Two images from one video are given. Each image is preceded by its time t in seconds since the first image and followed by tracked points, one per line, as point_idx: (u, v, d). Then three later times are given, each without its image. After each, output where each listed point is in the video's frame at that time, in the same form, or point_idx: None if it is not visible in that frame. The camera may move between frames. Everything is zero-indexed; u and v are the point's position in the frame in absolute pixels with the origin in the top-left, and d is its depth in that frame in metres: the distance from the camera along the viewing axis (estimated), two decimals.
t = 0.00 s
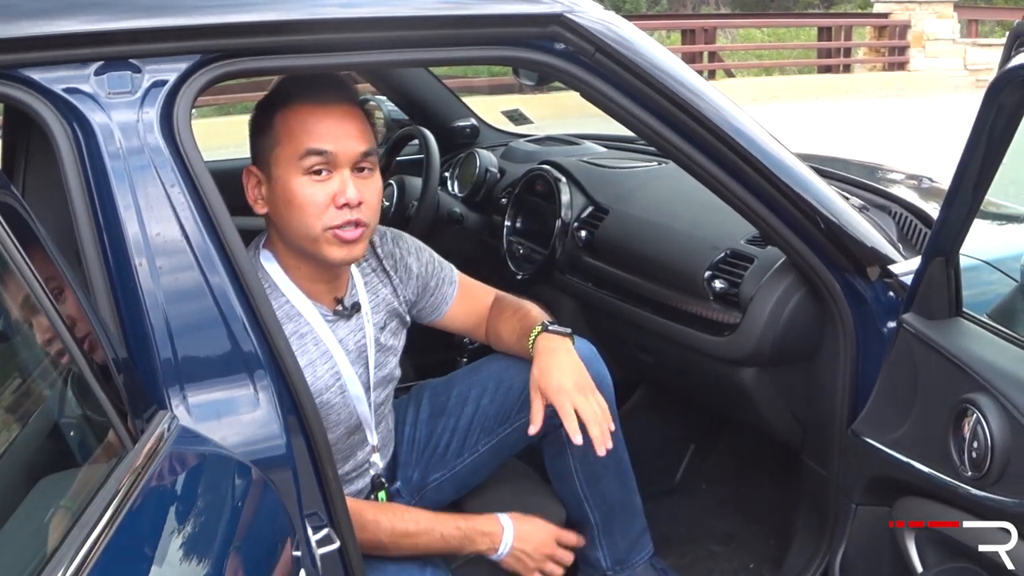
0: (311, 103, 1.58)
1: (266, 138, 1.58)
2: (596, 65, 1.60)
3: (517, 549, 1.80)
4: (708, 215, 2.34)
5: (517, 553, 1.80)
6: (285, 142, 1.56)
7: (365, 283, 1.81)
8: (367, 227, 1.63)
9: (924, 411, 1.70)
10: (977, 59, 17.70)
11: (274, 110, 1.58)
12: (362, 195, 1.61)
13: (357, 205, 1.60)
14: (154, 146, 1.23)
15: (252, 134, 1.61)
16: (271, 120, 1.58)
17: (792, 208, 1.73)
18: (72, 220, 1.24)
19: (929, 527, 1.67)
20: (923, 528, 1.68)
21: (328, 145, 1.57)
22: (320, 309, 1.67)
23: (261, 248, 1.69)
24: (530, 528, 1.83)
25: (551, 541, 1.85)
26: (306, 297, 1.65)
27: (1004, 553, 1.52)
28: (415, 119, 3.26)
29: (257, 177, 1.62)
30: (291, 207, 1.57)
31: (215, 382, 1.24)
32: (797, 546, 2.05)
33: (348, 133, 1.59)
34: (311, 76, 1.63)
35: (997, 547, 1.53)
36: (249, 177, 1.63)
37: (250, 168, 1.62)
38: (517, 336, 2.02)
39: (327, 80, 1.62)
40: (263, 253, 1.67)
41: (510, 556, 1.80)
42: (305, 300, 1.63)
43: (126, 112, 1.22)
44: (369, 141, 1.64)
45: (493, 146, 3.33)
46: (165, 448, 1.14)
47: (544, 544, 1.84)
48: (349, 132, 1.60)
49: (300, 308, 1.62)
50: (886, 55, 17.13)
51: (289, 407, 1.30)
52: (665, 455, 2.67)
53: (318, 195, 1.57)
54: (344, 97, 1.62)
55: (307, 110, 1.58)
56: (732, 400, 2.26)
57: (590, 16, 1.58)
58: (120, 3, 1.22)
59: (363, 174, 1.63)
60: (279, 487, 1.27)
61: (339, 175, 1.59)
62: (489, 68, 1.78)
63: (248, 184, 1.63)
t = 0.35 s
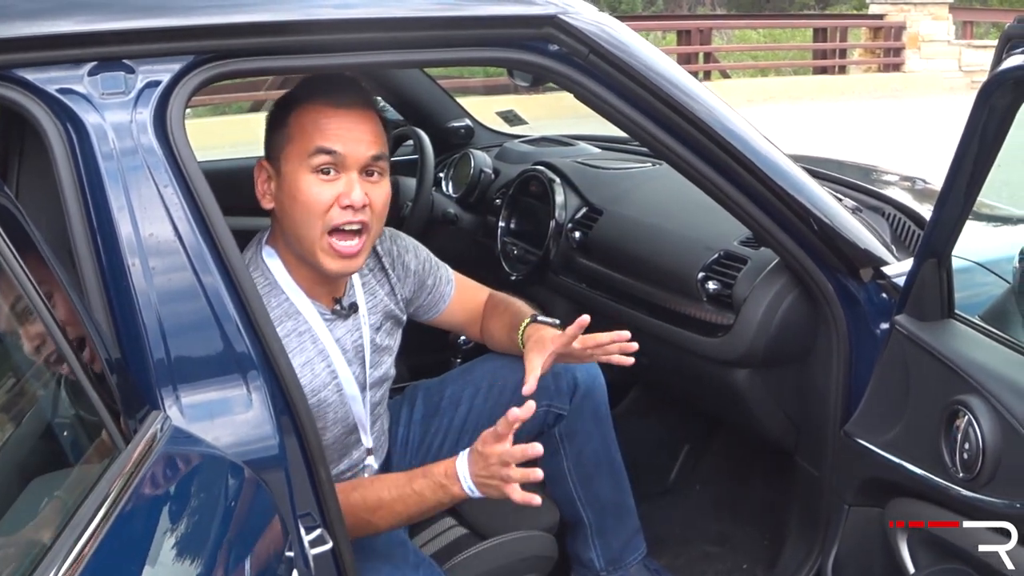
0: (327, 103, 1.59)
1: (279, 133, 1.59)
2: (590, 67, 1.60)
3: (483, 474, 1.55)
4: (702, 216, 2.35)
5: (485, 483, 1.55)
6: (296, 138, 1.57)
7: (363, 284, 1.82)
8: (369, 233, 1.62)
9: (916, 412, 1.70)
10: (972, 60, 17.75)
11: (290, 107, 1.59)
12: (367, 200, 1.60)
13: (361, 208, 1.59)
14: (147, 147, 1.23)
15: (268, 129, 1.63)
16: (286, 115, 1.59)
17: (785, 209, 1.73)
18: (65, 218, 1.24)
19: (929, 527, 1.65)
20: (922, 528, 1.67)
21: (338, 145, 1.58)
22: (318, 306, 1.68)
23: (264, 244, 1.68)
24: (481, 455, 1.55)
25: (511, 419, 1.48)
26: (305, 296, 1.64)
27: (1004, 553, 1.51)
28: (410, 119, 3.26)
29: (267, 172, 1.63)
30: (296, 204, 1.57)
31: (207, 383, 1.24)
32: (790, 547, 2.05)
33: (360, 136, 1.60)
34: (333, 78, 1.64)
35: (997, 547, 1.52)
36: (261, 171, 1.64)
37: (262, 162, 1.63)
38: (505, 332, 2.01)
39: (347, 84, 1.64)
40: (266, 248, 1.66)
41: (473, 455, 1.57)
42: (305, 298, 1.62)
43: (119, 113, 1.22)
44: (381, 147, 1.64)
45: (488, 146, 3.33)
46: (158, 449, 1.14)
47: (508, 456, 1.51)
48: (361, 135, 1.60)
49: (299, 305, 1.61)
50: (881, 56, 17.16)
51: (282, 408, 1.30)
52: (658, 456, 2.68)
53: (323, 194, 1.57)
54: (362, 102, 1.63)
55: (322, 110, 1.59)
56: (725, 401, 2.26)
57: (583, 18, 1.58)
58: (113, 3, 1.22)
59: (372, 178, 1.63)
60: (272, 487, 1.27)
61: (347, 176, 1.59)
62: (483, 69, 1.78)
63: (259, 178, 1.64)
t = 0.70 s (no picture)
0: (322, 110, 1.58)
1: (273, 140, 1.58)
2: (582, 69, 1.60)
3: (506, 558, 1.83)
4: (695, 219, 2.34)
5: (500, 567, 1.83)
6: (290, 147, 1.56)
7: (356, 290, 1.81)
8: (362, 243, 1.62)
9: (909, 416, 1.70)
10: (966, 61, 17.78)
11: (284, 113, 1.58)
12: (361, 209, 1.59)
13: (354, 219, 1.58)
14: (137, 150, 1.23)
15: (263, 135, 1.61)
16: (280, 122, 1.58)
17: (777, 211, 1.73)
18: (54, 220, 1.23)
19: (929, 527, 1.64)
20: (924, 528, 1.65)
21: (333, 153, 1.56)
22: (311, 313, 1.66)
23: (256, 250, 1.67)
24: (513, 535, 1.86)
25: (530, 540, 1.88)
26: (300, 305, 1.64)
27: (1004, 553, 1.49)
28: (403, 121, 3.26)
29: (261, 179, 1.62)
30: (289, 213, 1.56)
31: (198, 387, 1.23)
32: (782, 550, 2.05)
33: (354, 145, 1.59)
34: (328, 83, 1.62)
35: (997, 547, 1.50)
36: (255, 177, 1.63)
37: (256, 169, 1.62)
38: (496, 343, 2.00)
39: (345, 89, 1.62)
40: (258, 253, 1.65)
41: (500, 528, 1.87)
42: (299, 307, 1.62)
43: (109, 116, 1.21)
44: (377, 154, 1.62)
45: (481, 148, 3.33)
46: (148, 452, 1.13)
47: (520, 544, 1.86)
48: (356, 143, 1.59)
49: (294, 313, 1.61)
50: (876, 57, 17.18)
51: (272, 411, 1.29)
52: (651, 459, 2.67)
53: (317, 204, 1.56)
54: (358, 108, 1.62)
55: (316, 117, 1.57)
56: (718, 404, 2.26)
57: (577, 20, 1.58)
58: (104, 6, 1.21)
59: (367, 187, 1.62)
60: (263, 492, 1.26)
61: (341, 185, 1.58)
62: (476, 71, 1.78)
63: (253, 184, 1.63)
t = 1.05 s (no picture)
0: (315, 114, 1.56)
1: (264, 144, 1.55)
2: (573, 67, 1.59)
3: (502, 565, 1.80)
4: (689, 218, 2.34)
5: None
6: (284, 152, 1.54)
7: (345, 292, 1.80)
8: (355, 245, 1.62)
9: (903, 415, 1.70)
10: (960, 60, 17.81)
11: (274, 116, 1.55)
12: (355, 214, 1.60)
13: (349, 223, 1.59)
14: (127, 150, 1.22)
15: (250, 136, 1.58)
16: (270, 126, 1.55)
17: (770, 209, 1.73)
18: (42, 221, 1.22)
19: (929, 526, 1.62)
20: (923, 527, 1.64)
21: (328, 158, 1.55)
22: (299, 317, 1.66)
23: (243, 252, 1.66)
24: (508, 545, 1.83)
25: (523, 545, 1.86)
26: (287, 308, 1.63)
27: (1004, 553, 1.48)
28: (396, 120, 3.25)
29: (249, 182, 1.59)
30: (283, 219, 1.55)
31: (188, 387, 1.22)
32: (776, 549, 2.05)
33: (348, 149, 1.58)
34: (317, 84, 1.60)
35: (997, 547, 1.50)
36: (242, 180, 1.59)
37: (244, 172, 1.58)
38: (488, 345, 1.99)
39: (333, 90, 1.60)
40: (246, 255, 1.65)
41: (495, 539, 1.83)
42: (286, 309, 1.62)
43: (98, 115, 1.21)
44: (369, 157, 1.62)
45: (474, 147, 3.32)
46: (138, 452, 1.13)
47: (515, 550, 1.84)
48: (349, 146, 1.58)
49: (281, 317, 1.61)
50: (870, 56, 17.21)
51: (263, 412, 1.28)
52: (645, 459, 2.67)
53: (312, 209, 1.55)
54: (348, 110, 1.60)
55: (309, 121, 1.55)
56: (711, 403, 2.26)
57: (569, 19, 1.57)
58: (93, 5, 1.21)
59: (359, 190, 1.62)
60: (254, 493, 1.25)
61: (336, 190, 1.57)
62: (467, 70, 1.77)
63: (240, 186, 1.60)
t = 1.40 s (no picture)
0: (334, 123, 1.58)
1: (296, 162, 1.53)
2: (571, 69, 1.59)
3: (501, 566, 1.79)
4: (686, 220, 2.34)
5: None
6: (323, 167, 1.55)
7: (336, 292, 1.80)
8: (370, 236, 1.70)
9: (901, 416, 1.70)
10: (956, 61, 17.84)
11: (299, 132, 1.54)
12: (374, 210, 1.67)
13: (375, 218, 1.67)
14: (123, 153, 1.21)
15: (268, 157, 1.53)
16: (300, 144, 1.53)
17: (767, 211, 1.72)
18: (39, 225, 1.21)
19: (929, 527, 1.62)
20: (923, 528, 1.63)
21: (359, 165, 1.60)
22: (293, 320, 1.65)
23: (236, 259, 1.65)
24: (507, 547, 1.82)
25: (523, 547, 1.85)
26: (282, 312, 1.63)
27: (1005, 553, 1.48)
28: (392, 122, 3.25)
29: (274, 204, 1.54)
30: (330, 231, 1.58)
31: (186, 391, 1.22)
32: (774, 551, 2.05)
33: (363, 151, 1.64)
34: (301, 91, 1.60)
35: (997, 547, 1.49)
36: (268, 203, 1.53)
37: (267, 195, 1.53)
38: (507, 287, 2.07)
39: (320, 95, 1.61)
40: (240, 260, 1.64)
41: (493, 542, 1.82)
42: (282, 314, 1.61)
43: (94, 119, 1.20)
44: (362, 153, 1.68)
45: (471, 149, 3.32)
46: (135, 456, 1.12)
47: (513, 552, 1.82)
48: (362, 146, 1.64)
49: (275, 319, 1.60)
50: (866, 57, 17.22)
51: (260, 415, 1.28)
52: (642, 461, 2.67)
53: (353, 216, 1.60)
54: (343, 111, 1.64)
55: (334, 131, 1.57)
56: (709, 405, 2.25)
57: (566, 21, 1.57)
58: (88, 8, 1.20)
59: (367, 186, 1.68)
60: (251, 497, 1.25)
61: (363, 192, 1.63)
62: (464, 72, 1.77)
63: (263, 208, 1.54)
